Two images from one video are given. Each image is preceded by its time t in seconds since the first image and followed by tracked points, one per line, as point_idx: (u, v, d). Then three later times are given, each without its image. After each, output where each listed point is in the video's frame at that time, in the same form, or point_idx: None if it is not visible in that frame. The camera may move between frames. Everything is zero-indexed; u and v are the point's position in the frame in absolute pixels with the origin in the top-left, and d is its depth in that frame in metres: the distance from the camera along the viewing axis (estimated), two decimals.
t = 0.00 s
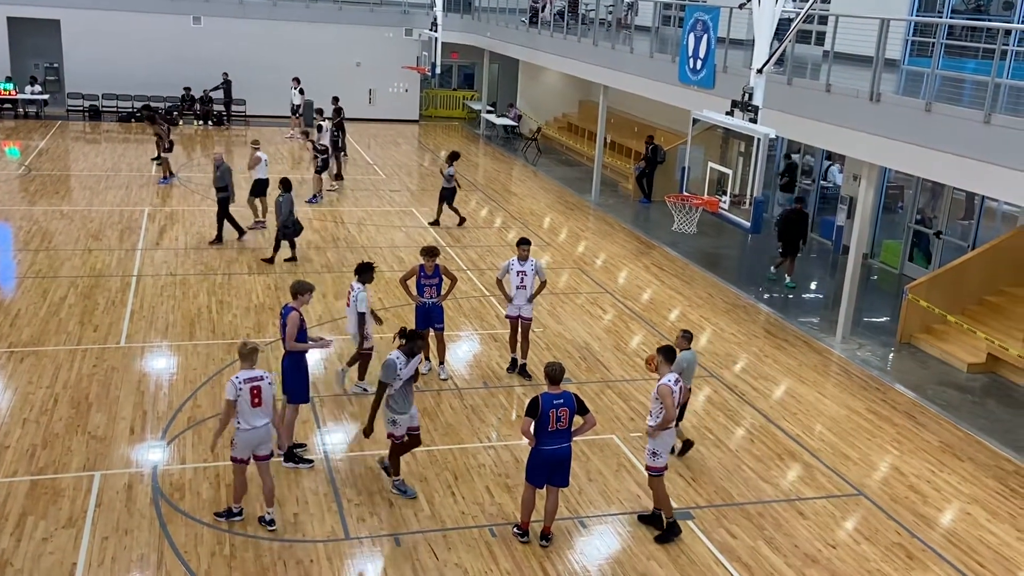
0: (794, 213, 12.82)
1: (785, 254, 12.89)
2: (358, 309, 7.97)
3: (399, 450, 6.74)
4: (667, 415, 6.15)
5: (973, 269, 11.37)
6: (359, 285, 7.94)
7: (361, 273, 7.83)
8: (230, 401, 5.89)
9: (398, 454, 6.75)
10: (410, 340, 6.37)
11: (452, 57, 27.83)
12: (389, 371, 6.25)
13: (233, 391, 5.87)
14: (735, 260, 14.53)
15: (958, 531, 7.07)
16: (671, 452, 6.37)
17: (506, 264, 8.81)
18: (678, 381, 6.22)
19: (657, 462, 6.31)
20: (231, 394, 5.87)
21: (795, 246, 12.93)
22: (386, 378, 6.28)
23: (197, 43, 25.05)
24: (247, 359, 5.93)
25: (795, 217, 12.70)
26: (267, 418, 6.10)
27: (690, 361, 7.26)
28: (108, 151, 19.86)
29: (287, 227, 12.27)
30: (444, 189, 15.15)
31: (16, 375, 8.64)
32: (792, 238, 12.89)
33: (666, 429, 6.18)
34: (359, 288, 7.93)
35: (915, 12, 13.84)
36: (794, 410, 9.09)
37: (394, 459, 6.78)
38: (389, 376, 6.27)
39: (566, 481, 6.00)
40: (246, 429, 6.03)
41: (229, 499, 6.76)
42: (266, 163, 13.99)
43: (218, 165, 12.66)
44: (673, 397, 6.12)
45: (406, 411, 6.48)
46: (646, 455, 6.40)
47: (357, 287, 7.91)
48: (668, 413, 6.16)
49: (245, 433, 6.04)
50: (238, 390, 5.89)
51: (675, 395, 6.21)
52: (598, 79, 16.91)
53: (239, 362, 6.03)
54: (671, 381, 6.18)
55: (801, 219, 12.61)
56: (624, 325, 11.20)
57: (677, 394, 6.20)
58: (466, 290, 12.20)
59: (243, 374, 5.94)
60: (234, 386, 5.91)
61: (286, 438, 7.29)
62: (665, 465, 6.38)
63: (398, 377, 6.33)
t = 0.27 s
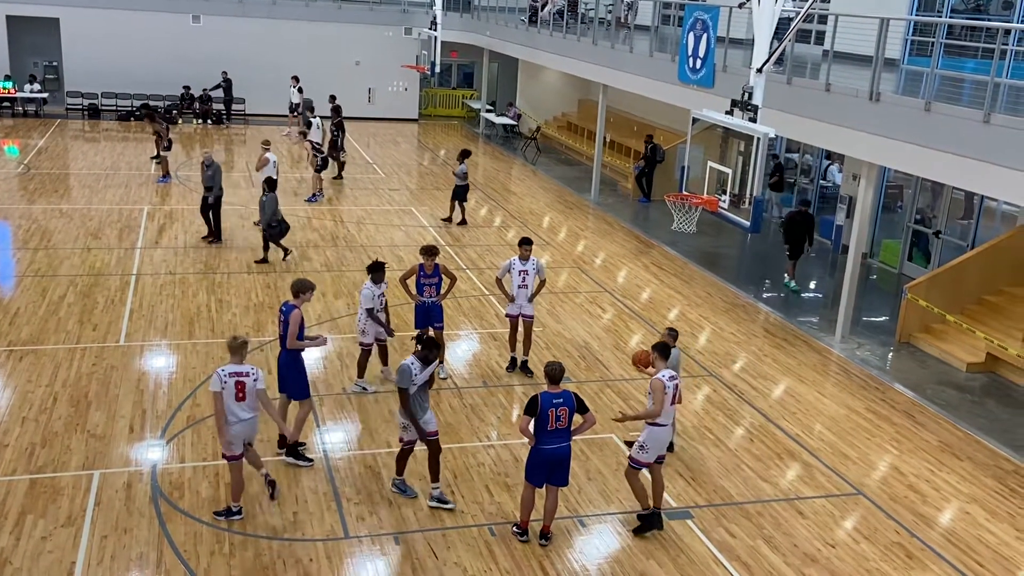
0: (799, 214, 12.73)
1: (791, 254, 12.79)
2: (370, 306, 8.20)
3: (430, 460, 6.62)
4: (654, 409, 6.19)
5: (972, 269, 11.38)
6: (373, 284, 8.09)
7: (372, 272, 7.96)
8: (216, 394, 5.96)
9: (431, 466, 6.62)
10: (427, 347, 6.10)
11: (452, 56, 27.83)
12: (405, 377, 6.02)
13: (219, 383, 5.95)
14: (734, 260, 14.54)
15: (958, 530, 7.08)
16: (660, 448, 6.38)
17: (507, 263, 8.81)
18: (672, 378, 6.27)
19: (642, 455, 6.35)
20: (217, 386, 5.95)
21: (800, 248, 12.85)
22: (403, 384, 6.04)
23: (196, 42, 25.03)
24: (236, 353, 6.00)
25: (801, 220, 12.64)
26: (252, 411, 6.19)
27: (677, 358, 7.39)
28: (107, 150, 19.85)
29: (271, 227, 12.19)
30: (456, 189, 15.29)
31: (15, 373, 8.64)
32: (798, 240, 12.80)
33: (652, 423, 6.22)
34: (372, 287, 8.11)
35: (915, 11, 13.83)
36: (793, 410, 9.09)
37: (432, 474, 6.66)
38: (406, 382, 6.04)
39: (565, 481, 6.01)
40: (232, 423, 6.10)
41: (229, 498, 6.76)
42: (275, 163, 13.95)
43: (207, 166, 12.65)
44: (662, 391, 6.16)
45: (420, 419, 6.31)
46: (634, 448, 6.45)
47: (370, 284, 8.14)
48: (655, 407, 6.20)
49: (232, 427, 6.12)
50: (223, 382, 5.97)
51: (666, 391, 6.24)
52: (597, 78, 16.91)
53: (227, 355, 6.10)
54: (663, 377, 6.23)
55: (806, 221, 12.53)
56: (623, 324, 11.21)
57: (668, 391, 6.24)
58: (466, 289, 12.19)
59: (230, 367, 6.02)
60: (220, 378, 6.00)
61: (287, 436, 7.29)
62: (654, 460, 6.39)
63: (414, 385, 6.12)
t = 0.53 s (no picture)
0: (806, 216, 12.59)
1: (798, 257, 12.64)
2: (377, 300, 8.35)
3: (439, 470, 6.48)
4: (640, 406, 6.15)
5: (972, 269, 11.38)
6: (387, 280, 8.30)
7: (390, 268, 8.18)
8: (216, 390, 5.96)
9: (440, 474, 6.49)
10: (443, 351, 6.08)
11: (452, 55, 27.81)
12: (428, 382, 5.97)
13: (222, 379, 5.98)
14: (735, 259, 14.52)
15: (957, 530, 7.09)
16: (651, 446, 6.32)
17: (511, 262, 8.80)
18: (660, 376, 6.19)
19: (632, 453, 6.31)
20: (217, 382, 5.97)
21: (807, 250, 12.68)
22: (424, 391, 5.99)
23: (197, 41, 25.02)
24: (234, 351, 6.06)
25: (807, 222, 12.48)
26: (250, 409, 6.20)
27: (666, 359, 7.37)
28: (107, 149, 19.84)
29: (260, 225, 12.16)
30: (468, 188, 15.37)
31: (15, 372, 8.64)
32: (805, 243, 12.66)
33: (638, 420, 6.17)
34: (382, 283, 8.29)
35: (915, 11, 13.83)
36: (793, 409, 9.09)
37: (440, 482, 6.53)
38: (429, 388, 5.99)
39: (566, 480, 6.01)
40: (232, 421, 6.10)
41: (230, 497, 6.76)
42: (284, 163, 13.93)
43: (196, 165, 12.57)
44: (646, 389, 6.10)
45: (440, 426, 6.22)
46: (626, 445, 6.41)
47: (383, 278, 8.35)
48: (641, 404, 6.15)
49: (231, 426, 6.12)
50: (227, 379, 6.00)
51: (654, 389, 6.17)
52: (597, 77, 16.91)
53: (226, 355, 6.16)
54: (650, 374, 6.17)
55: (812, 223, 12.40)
56: (623, 323, 11.21)
57: (656, 389, 6.16)
58: (466, 289, 12.19)
59: (230, 364, 6.06)
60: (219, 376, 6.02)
61: (288, 435, 7.30)
62: (644, 458, 6.34)
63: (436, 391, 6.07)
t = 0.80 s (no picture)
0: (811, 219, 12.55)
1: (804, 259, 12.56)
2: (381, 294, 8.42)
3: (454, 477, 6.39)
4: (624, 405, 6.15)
5: (973, 268, 11.38)
6: (394, 278, 8.36)
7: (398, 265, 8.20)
8: (226, 386, 5.96)
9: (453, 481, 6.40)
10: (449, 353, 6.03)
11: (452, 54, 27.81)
12: (443, 387, 5.93)
13: (230, 375, 5.98)
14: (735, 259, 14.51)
15: (957, 530, 7.09)
16: (639, 444, 6.33)
17: (515, 262, 8.80)
18: (645, 375, 6.16)
19: (620, 452, 6.32)
20: (225, 378, 5.97)
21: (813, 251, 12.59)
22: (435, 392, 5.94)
23: (197, 40, 25.02)
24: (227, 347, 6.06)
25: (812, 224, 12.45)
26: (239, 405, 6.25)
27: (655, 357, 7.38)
28: (107, 147, 19.83)
29: (245, 225, 12.03)
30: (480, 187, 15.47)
31: (16, 371, 8.64)
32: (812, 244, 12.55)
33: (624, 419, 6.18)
34: (389, 279, 8.38)
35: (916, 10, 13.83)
36: (793, 409, 9.09)
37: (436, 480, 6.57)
38: (444, 393, 5.94)
39: (566, 480, 6.01)
40: (234, 417, 6.11)
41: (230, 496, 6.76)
42: (293, 162, 13.91)
43: (182, 163, 12.41)
44: (630, 389, 6.10)
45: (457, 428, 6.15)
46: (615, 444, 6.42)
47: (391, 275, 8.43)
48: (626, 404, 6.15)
49: (231, 422, 6.12)
50: (235, 374, 6.03)
51: (638, 388, 6.16)
52: (598, 76, 16.91)
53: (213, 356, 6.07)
54: (634, 374, 6.15)
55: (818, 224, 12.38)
56: (624, 322, 11.21)
57: (640, 388, 6.15)
58: (466, 288, 12.18)
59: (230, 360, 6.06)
60: (223, 372, 6.01)
61: (290, 434, 7.31)
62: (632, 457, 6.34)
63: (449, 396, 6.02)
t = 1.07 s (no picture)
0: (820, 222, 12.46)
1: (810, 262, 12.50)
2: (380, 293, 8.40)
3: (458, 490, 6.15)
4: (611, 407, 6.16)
5: (974, 268, 11.36)
6: (393, 277, 8.36)
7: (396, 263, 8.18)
8: (239, 386, 6.11)
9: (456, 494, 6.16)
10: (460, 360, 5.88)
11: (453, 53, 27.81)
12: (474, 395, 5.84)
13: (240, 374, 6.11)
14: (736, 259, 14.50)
15: (959, 530, 7.08)
16: (630, 444, 6.33)
17: (519, 262, 8.80)
18: (631, 376, 6.16)
19: (610, 452, 6.34)
20: (238, 380, 6.08)
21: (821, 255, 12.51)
22: (475, 400, 5.85)
23: (198, 40, 25.03)
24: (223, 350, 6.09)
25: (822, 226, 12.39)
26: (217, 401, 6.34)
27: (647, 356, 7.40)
28: (108, 147, 19.83)
29: (231, 221, 12.09)
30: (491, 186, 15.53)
31: (17, 370, 8.64)
32: (820, 248, 12.48)
33: (611, 420, 6.19)
34: (389, 278, 8.38)
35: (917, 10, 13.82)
36: (795, 409, 9.08)
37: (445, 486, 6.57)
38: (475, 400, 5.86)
39: (567, 479, 6.01)
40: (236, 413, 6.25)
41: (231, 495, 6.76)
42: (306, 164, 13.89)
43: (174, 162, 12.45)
44: (615, 391, 6.10)
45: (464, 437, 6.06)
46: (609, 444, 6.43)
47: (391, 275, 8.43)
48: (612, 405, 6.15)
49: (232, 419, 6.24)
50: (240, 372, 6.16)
51: (624, 390, 6.15)
52: (599, 75, 16.91)
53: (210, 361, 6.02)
54: (621, 376, 6.15)
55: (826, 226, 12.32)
56: (625, 322, 11.21)
57: (626, 389, 6.14)
58: (467, 288, 12.18)
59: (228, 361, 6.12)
60: (230, 374, 6.10)
61: (292, 433, 7.31)
62: (623, 458, 6.35)
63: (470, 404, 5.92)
